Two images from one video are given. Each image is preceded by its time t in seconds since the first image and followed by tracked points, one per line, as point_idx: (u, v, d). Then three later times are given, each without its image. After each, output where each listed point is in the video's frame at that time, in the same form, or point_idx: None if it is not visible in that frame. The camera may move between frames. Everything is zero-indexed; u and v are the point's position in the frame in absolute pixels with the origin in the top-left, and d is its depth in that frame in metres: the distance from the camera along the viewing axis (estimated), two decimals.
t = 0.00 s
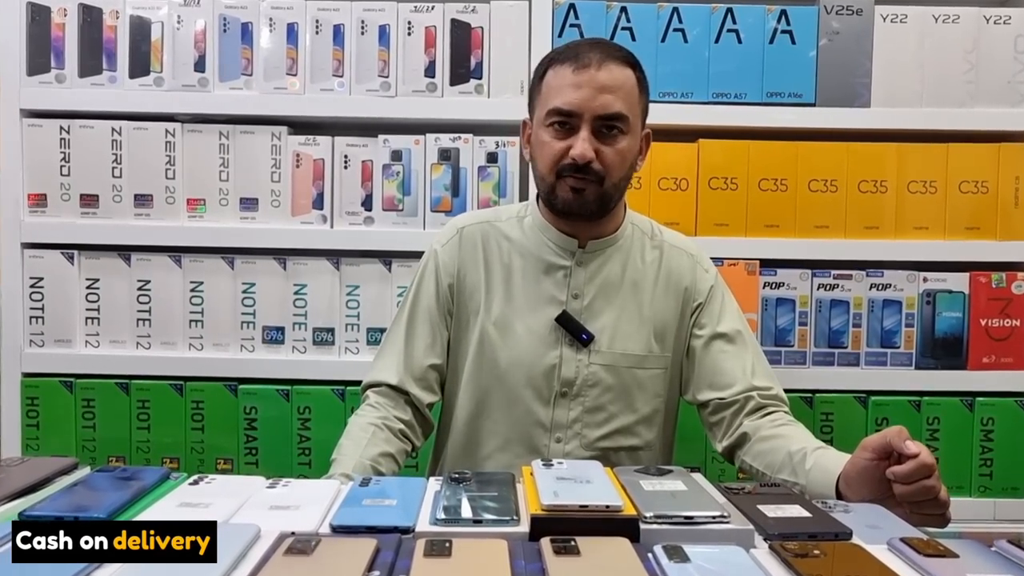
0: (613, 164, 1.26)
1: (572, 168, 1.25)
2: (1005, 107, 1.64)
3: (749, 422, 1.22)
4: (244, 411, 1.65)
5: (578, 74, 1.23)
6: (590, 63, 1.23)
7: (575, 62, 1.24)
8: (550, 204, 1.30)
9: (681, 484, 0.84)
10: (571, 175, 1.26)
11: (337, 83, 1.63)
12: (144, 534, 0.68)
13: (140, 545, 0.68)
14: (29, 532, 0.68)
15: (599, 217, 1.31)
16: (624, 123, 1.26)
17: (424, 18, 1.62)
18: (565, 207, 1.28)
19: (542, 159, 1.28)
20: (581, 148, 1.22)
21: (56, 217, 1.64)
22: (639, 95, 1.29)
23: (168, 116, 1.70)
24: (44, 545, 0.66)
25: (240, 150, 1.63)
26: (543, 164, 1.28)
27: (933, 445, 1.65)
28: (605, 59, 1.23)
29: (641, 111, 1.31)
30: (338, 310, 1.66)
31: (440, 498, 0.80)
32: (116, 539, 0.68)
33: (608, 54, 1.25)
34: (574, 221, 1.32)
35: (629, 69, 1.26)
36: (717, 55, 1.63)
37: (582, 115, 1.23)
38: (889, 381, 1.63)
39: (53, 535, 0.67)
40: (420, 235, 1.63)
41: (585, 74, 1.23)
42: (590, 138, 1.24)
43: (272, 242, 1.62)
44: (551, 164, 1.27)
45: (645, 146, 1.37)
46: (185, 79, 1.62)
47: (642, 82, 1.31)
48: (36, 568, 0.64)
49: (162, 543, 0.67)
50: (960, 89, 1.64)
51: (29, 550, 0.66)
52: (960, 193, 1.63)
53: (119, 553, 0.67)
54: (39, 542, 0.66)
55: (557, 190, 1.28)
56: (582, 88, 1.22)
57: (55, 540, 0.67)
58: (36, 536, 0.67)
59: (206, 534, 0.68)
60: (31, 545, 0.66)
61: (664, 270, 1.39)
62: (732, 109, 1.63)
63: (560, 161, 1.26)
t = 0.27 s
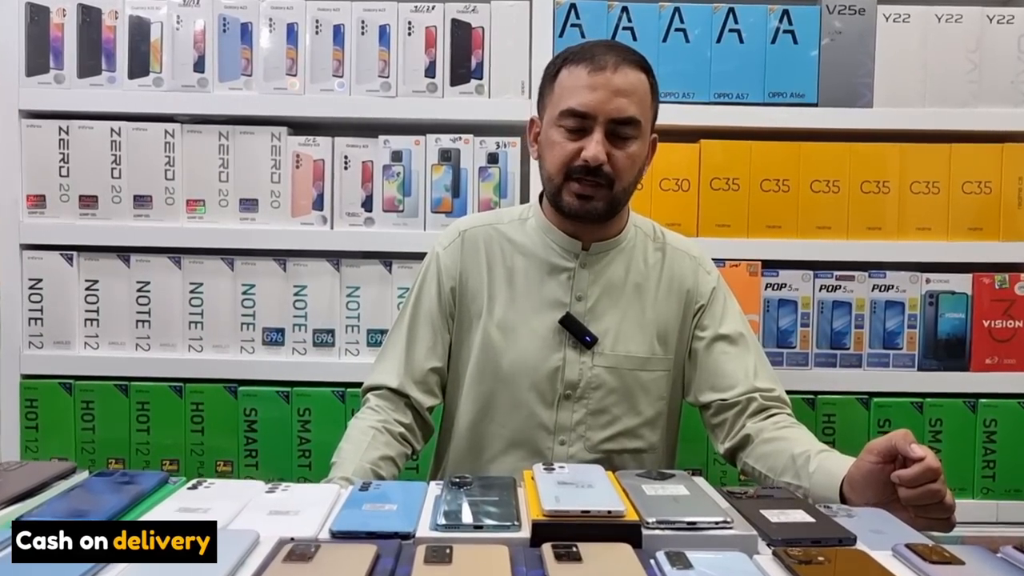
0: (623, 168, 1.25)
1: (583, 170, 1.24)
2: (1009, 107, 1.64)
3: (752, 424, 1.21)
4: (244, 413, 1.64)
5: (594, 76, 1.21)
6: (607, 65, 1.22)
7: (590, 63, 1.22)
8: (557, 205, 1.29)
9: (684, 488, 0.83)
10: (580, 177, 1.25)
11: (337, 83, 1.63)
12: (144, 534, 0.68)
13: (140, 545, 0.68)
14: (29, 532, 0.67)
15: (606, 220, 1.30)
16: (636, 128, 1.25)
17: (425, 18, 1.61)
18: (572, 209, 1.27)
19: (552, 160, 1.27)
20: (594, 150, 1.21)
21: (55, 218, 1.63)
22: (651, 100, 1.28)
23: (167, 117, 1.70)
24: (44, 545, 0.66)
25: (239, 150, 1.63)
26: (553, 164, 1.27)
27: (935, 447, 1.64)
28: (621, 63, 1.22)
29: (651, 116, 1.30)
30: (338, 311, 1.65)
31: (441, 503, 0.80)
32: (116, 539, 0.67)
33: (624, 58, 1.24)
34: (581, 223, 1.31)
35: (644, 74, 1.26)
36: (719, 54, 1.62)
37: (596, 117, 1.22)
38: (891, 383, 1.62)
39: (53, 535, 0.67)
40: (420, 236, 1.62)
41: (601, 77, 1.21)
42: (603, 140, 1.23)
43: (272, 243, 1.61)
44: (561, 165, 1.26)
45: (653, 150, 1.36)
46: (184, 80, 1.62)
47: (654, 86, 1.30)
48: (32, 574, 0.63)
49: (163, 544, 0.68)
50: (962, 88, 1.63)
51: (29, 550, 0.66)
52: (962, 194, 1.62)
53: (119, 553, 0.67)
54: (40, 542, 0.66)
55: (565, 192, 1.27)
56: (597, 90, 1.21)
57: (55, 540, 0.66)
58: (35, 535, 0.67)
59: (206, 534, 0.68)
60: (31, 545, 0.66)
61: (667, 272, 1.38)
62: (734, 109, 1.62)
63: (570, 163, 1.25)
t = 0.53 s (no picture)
0: (628, 159, 1.25)
1: (590, 160, 1.24)
2: (1012, 108, 1.63)
3: (755, 420, 1.21)
4: (245, 415, 1.64)
5: (597, 68, 1.23)
6: (610, 58, 1.24)
7: (593, 58, 1.24)
8: (563, 200, 1.29)
9: (688, 492, 0.83)
10: (587, 169, 1.25)
11: (338, 83, 1.62)
12: (144, 534, 0.69)
13: (140, 545, 0.68)
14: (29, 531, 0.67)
15: (611, 215, 1.30)
16: (639, 120, 1.26)
17: (426, 18, 1.60)
18: (579, 202, 1.27)
19: (558, 153, 1.27)
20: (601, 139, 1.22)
21: (55, 219, 1.63)
22: (653, 95, 1.30)
23: (168, 117, 1.69)
24: (44, 545, 0.66)
25: (240, 151, 1.62)
26: (559, 158, 1.27)
27: (938, 449, 1.64)
28: (623, 56, 1.24)
29: (653, 112, 1.31)
30: (339, 313, 1.65)
31: (443, 507, 0.79)
32: (116, 538, 0.68)
33: (626, 53, 1.26)
34: (586, 218, 1.30)
35: (645, 69, 1.28)
36: (721, 55, 1.62)
37: (601, 108, 1.23)
38: (894, 384, 1.62)
39: (53, 535, 0.67)
40: (422, 237, 1.62)
41: (604, 70, 1.23)
42: (608, 130, 1.24)
43: (273, 244, 1.61)
44: (568, 157, 1.26)
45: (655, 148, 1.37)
46: (185, 80, 1.61)
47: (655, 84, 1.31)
48: None
49: (162, 544, 0.68)
50: (966, 89, 1.62)
51: (30, 550, 0.66)
52: (966, 195, 1.61)
53: (119, 553, 0.67)
54: (39, 542, 0.67)
55: (571, 185, 1.27)
56: (601, 82, 1.23)
57: (55, 540, 0.67)
58: (36, 535, 0.67)
59: (206, 534, 0.69)
60: (31, 545, 0.67)
61: (669, 270, 1.38)
62: (736, 109, 1.62)
63: (577, 154, 1.25)
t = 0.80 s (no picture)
0: (620, 152, 1.26)
1: (581, 156, 1.24)
2: (1014, 110, 1.63)
3: (756, 418, 1.20)
4: (244, 417, 1.63)
5: (581, 67, 1.24)
6: (592, 56, 1.25)
7: (576, 58, 1.26)
8: (559, 199, 1.29)
9: (690, 498, 0.82)
10: (579, 165, 1.25)
11: (338, 85, 1.62)
12: (144, 534, 0.68)
13: (140, 545, 0.68)
14: (29, 532, 0.67)
15: (608, 210, 1.30)
16: (627, 113, 1.26)
17: (427, 19, 1.60)
18: (575, 199, 1.27)
19: (549, 152, 1.27)
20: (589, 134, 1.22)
21: (55, 221, 1.63)
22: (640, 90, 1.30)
23: (167, 119, 1.69)
24: (44, 545, 0.66)
25: (240, 153, 1.62)
26: (552, 157, 1.27)
27: (941, 451, 1.63)
28: (606, 54, 1.25)
29: (642, 107, 1.32)
30: (339, 315, 1.64)
31: (444, 513, 0.78)
32: (116, 539, 0.68)
33: (609, 51, 1.27)
34: (582, 214, 1.30)
35: (629, 64, 1.29)
36: (722, 56, 1.61)
37: (588, 104, 1.24)
38: (896, 387, 1.61)
39: (53, 535, 0.67)
40: (422, 240, 1.61)
41: (588, 68, 1.24)
42: (597, 125, 1.24)
43: (273, 246, 1.60)
44: (560, 156, 1.26)
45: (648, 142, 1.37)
46: (184, 82, 1.61)
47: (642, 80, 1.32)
48: None
49: (162, 543, 0.68)
50: (968, 90, 1.62)
51: (29, 550, 0.66)
52: (968, 197, 1.61)
53: (119, 553, 0.67)
54: (39, 542, 0.67)
55: (566, 183, 1.27)
56: (586, 79, 1.24)
57: (55, 540, 0.67)
58: (35, 536, 0.67)
59: (206, 534, 0.68)
60: (31, 545, 0.67)
61: (667, 267, 1.39)
62: (737, 111, 1.61)
63: (568, 152, 1.25)
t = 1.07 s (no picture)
0: (601, 143, 1.26)
1: (563, 150, 1.25)
2: (1016, 110, 1.62)
3: (752, 417, 1.18)
4: (242, 419, 1.62)
5: (554, 67, 1.26)
6: (564, 56, 1.27)
7: (549, 59, 1.28)
8: (546, 196, 1.29)
9: (691, 503, 0.81)
10: (562, 159, 1.26)
11: (337, 85, 1.61)
12: (144, 534, 0.67)
13: (140, 545, 0.66)
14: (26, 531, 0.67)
15: (595, 203, 1.29)
16: (605, 105, 1.27)
17: (426, 19, 1.59)
18: (561, 194, 1.27)
19: (532, 152, 1.28)
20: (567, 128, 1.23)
21: (51, 222, 1.62)
22: (619, 84, 1.31)
23: (165, 119, 1.68)
24: (43, 545, 0.66)
25: (238, 153, 1.61)
26: (535, 157, 1.28)
27: (942, 454, 1.62)
28: (577, 51, 1.27)
29: (622, 100, 1.32)
30: (338, 316, 1.63)
31: (442, 518, 0.78)
32: (116, 538, 0.66)
33: (581, 49, 1.29)
34: (571, 209, 1.30)
35: (603, 59, 1.30)
36: (723, 56, 1.60)
37: (564, 100, 1.25)
38: (897, 389, 1.60)
39: (52, 535, 0.67)
40: (421, 241, 1.60)
41: (561, 66, 1.26)
42: (575, 120, 1.25)
43: (271, 247, 1.59)
44: (542, 153, 1.27)
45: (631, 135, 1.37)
46: (182, 82, 1.60)
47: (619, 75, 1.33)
48: None
49: (162, 544, 0.67)
50: (969, 91, 1.61)
51: (29, 550, 0.66)
52: (969, 198, 1.60)
53: (118, 553, 0.66)
54: (40, 542, 0.66)
55: (551, 179, 1.27)
56: (560, 78, 1.25)
57: (54, 540, 0.66)
58: (34, 535, 0.66)
59: (205, 534, 0.67)
60: (30, 545, 0.66)
61: (661, 264, 1.38)
62: (738, 112, 1.60)
63: (549, 149, 1.26)
